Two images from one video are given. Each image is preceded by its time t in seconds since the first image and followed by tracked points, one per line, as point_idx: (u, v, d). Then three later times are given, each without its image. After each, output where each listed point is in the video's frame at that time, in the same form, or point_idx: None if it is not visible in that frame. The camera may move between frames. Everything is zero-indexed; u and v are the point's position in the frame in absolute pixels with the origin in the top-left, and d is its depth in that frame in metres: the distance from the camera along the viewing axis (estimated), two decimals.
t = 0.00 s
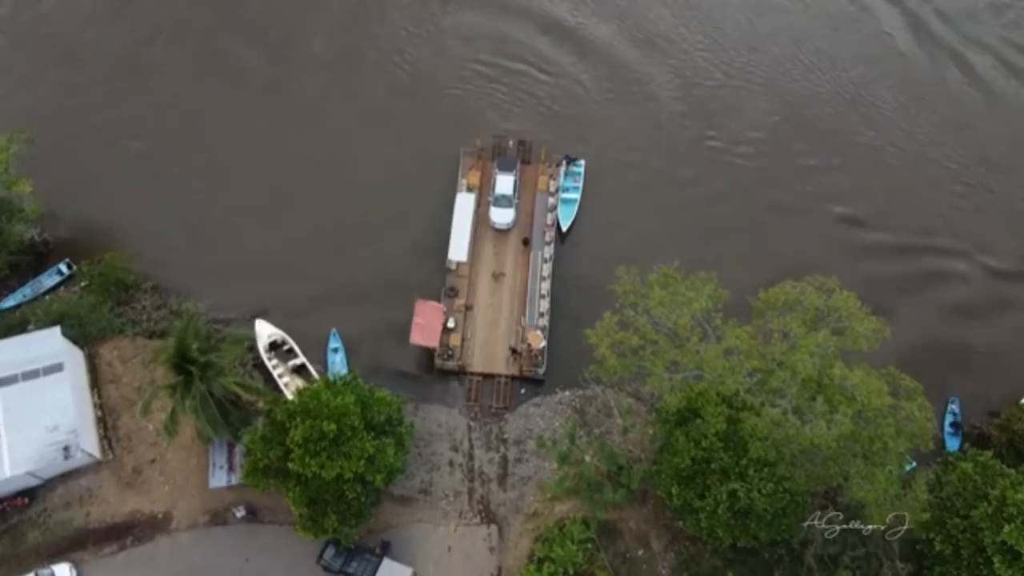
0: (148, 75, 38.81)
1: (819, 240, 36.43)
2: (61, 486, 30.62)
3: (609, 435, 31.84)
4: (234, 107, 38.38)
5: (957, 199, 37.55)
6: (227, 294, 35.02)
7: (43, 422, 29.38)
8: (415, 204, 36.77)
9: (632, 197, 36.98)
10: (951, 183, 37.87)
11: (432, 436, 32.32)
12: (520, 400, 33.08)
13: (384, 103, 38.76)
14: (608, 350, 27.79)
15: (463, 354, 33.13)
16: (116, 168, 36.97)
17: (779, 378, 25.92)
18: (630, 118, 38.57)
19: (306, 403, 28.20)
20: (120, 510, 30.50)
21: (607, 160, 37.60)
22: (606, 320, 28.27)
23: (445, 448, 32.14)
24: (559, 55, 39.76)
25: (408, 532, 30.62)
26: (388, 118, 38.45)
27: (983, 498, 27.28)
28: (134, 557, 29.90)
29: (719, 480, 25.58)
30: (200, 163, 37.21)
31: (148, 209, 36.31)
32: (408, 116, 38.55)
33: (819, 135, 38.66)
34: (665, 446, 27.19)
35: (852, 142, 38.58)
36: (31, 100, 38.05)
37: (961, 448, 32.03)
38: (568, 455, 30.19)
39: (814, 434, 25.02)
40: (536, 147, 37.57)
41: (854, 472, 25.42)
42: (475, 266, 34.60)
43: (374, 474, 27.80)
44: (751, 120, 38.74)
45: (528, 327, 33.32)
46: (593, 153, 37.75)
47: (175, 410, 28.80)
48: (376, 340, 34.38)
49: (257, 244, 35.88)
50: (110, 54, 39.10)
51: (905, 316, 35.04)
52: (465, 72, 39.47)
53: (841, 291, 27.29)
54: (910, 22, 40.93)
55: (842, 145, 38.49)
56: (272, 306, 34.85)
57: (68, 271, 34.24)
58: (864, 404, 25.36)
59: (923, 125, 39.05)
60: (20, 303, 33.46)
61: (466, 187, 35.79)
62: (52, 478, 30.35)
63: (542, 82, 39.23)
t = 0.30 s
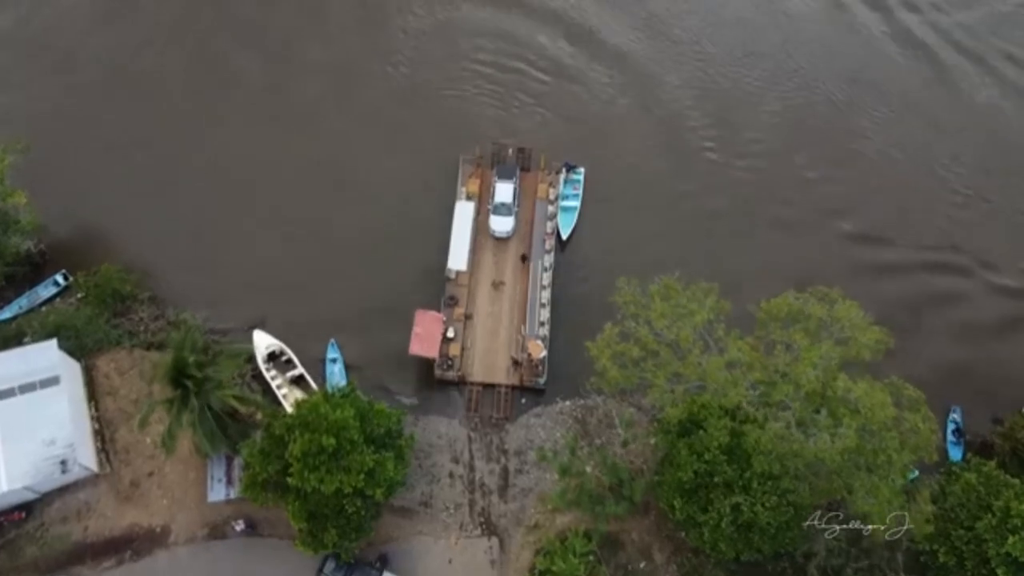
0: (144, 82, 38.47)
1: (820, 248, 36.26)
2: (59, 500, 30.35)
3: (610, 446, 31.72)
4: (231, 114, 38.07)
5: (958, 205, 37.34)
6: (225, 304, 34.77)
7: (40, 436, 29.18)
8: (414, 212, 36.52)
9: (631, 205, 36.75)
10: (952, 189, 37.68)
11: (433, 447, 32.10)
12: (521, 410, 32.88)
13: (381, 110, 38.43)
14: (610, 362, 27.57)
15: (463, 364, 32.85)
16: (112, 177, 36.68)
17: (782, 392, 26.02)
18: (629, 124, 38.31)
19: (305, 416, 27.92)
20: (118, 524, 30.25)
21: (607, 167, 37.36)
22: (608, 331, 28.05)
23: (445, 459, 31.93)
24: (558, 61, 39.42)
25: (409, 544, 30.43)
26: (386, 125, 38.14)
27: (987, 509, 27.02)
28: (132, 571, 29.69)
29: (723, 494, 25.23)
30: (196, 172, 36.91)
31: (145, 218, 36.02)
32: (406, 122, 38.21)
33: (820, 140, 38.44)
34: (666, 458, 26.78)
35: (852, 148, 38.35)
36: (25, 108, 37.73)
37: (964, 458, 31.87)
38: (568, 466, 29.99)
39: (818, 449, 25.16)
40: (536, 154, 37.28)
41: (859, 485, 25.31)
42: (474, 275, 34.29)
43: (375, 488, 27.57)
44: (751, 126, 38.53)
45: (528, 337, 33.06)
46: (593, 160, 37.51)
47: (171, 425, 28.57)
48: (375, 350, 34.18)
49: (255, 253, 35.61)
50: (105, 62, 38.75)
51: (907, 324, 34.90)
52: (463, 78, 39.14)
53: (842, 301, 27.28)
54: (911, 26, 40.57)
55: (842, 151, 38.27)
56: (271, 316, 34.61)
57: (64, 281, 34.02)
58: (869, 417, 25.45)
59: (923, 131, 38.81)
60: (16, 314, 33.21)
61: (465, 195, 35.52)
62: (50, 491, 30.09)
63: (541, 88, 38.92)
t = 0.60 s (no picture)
0: (141, 90, 38.28)
1: (822, 255, 36.03)
2: (56, 512, 30.14)
3: (610, 456, 31.54)
4: (228, 121, 37.83)
5: (960, 210, 37.10)
6: (223, 314, 34.53)
7: (37, 449, 28.94)
8: (413, 220, 36.26)
9: (632, 211, 36.51)
10: (954, 194, 37.45)
11: (433, 458, 31.88)
12: (521, 420, 32.61)
13: (380, 117, 38.19)
14: (611, 373, 27.41)
15: (463, 374, 32.60)
16: (109, 186, 36.48)
17: (784, 404, 25.76)
18: (629, 130, 38.06)
19: (304, 428, 27.71)
20: (116, 537, 30.05)
21: (607, 174, 37.11)
22: (609, 342, 27.89)
23: (445, 470, 31.72)
24: (557, 67, 39.19)
25: (409, 556, 30.23)
26: (384, 132, 37.89)
27: (991, 520, 26.84)
28: None
29: (725, 507, 25.04)
30: (194, 180, 36.70)
31: (142, 227, 35.80)
32: (404, 129, 37.96)
33: (820, 146, 38.21)
34: (668, 470, 26.54)
35: (852, 154, 38.14)
36: (22, 117, 37.55)
37: (966, 466, 31.71)
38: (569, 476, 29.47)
39: (823, 463, 24.82)
40: (536, 162, 37.04)
41: (863, 500, 25.01)
42: (474, 283, 34.01)
43: (374, 501, 27.35)
44: (751, 132, 38.29)
45: (529, 346, 32.80)
46: (592, 166, 37.26)
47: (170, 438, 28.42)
48: (374, 360, 33.93)
49: (253, 262, 35.37)
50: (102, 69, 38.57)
51: (908, 331, 34.71)
52: (461, 85, 38.91)
53: (842, 311, 26.94)
54: (910, 30, 40.37)
55: (843, 157, 38.06)
56: (269, 326, 34.37)
57: (61, 291, 33.79)
58: (874, 429, 24.97)
59: (924, 136, 38.58)
60: (13, 325, 33.01)
61: (464, 203, 35.24)
62: (47, 504, 29.88)
63: (540, 94, 38.69)
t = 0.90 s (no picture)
0: (138, 99, 38.14)
1: (824, 263, 35.80)
2: (54, 526, 29.93)
3: (611, 467, 31.38)
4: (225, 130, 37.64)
5: (961, 217, 36.90)
6: (221, 324, 34.30)
7: (35, 463, 28.69)
8: (411, 229, 36.03)
9: (631, 219, 36.27)
10: (955, 201, 37.25)
11: (432, 469, 31.66)
12: (521, 430, 32.33)
13: (378, 125, 37.97)
14: (612, 386, 27.32)
15: (462, 384, 32.35)
16: (106, 195, 36.28)
17: (787, 418, 25.61)
18: (628, 138, 37.89)
19: (302, 442, 27.46)
20: (114, 550, 29.81)
21: (606, 182, 36.90)
22: (610, 355, 27.86)
23: (445, 482, 31.51)
24: (555, 76, 39.09)
25: (410, 569, 30.06)
26: (382, 140, 37.67)
27: (994, 532, 26.68)
28: None
29: (727, 521, 24.79)
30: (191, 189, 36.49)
31: (139, 237, 35.59)
32: (402, 137, 37.76)
33: (820, 153, 38.00)
34: (670, 483, 26.27)
35: (853, 160, 37.95)
36: (18, 127, 37.36)
37: (970, 476, 31.49)
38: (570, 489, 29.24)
39: (829, 477, 24.70)
40: (536, 169, 36.83)
41: (867, 514, 24.93)
42: (474, 292, 33.75)
43: (374, 515, 27.13)
44: (751, 139, 38.11)
45: (529, 356, 32.56)
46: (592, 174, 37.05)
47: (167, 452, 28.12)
48: (372, 370, 33.68)
49: (251, 272, 35.14)
50: (98, 78, 38.43)
51: (910, 340, 34.52)
52: (460, 93, 38.77)
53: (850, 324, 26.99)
54: (908, 36, 40.31)
55: (844, 164, 37.86)
56: (267, 336, 34.12)
57: (58, 302, 33.56)
58: (878, 443, 24.94)
59: (924, 143, 38.43)
60: (10, 336, 32.78)
61: (464, 212, 34.99)
62: (45, 517, 29.67)
63: (539, 103, 38.56)
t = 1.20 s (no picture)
0: (136, 109, 37.93)
1: (826, 272, 35.51)
2: (51, 541, 29.68)
3: (613, 480, 31.15)
4: (223, 139, 37.39)
5: (964, 225, 36.59)
6: (218, 336, 34.01)
7: (32, 478, 28.43)
8: (410, 239, 35.73)
9: (632, 228, 36.00)
10: (958, 209, 36.94)
11: (432, 482, 31.43)
12: (521, 443, 32.05)
13: (376, 133, 37.65)
14: (614, 402, 27.25)
15: (462, 395, 31.99)
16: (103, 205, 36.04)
17: (790, 434, 25.38)
18: (628, 147, 37.67)
19: (300, 458, 27.21)
20: (112, 566, 29.50)
21: (607, 191, 36.64)
22: (611, 372, 27.79)
23: (445, 495, 31.29)
24: (554, 85, 38.84)
25: None
26: (380, 149, 37.34)
27: (999, 547, 26.34)
28: None
29: (730, 539, 24.52)
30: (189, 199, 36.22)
31: (135, 248, 35.33)
32: (400, 145, 37.45)
33: (822, 161, 37.77)
34: (671, 498, 25.98)
35: (855, 168, 37.68)
36: (15, 137, 37.17)
37: (973, 488, 31.18)
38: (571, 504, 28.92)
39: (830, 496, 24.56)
40: (536, 179, 36.57)
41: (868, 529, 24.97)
42: (473, 302, 33.41)
43: (373, 532, 26.88)
44: (752, 147, 37.85)
45: (529, 367, 32.21)
46: (592, 183, 36.79)
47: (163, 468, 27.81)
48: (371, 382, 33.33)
49: (248, 282, 34.83)
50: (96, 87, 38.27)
51: (913, 349, 34.23)
52: (458, 101, 38.49)
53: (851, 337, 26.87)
54: (908, 41, 40.04)
55: (844, 171, 37.62)
56: (265, 347, 33.82)
57: (55, 313, 33.31)
58: (882, 458, 24.82)
59: (925, 150, 38.13)
60: (6, 348, 32.54)
61: (463, 221, 34.62)
62: (42, 533, 29.40)
63: (538, 111, 38.30)
